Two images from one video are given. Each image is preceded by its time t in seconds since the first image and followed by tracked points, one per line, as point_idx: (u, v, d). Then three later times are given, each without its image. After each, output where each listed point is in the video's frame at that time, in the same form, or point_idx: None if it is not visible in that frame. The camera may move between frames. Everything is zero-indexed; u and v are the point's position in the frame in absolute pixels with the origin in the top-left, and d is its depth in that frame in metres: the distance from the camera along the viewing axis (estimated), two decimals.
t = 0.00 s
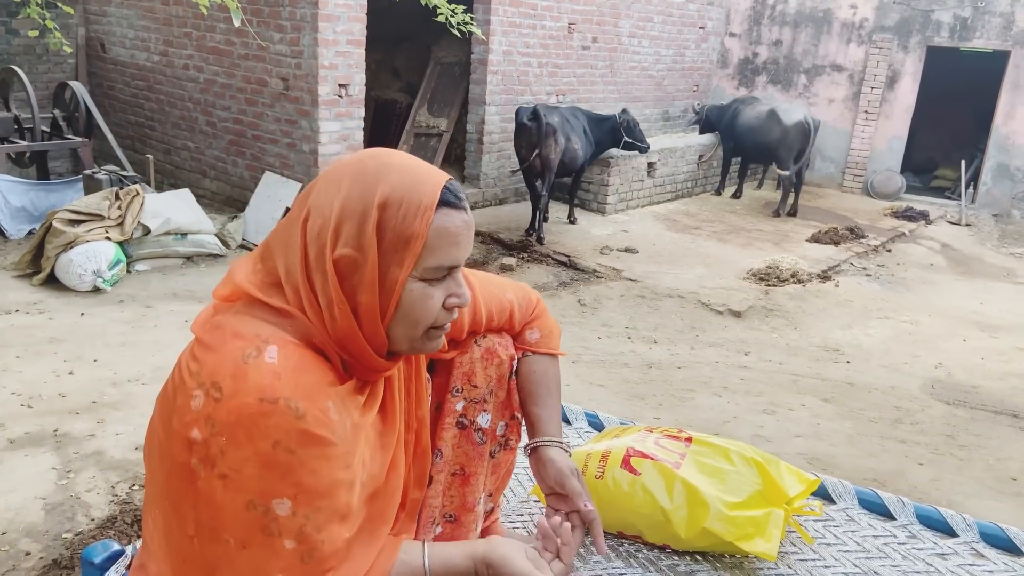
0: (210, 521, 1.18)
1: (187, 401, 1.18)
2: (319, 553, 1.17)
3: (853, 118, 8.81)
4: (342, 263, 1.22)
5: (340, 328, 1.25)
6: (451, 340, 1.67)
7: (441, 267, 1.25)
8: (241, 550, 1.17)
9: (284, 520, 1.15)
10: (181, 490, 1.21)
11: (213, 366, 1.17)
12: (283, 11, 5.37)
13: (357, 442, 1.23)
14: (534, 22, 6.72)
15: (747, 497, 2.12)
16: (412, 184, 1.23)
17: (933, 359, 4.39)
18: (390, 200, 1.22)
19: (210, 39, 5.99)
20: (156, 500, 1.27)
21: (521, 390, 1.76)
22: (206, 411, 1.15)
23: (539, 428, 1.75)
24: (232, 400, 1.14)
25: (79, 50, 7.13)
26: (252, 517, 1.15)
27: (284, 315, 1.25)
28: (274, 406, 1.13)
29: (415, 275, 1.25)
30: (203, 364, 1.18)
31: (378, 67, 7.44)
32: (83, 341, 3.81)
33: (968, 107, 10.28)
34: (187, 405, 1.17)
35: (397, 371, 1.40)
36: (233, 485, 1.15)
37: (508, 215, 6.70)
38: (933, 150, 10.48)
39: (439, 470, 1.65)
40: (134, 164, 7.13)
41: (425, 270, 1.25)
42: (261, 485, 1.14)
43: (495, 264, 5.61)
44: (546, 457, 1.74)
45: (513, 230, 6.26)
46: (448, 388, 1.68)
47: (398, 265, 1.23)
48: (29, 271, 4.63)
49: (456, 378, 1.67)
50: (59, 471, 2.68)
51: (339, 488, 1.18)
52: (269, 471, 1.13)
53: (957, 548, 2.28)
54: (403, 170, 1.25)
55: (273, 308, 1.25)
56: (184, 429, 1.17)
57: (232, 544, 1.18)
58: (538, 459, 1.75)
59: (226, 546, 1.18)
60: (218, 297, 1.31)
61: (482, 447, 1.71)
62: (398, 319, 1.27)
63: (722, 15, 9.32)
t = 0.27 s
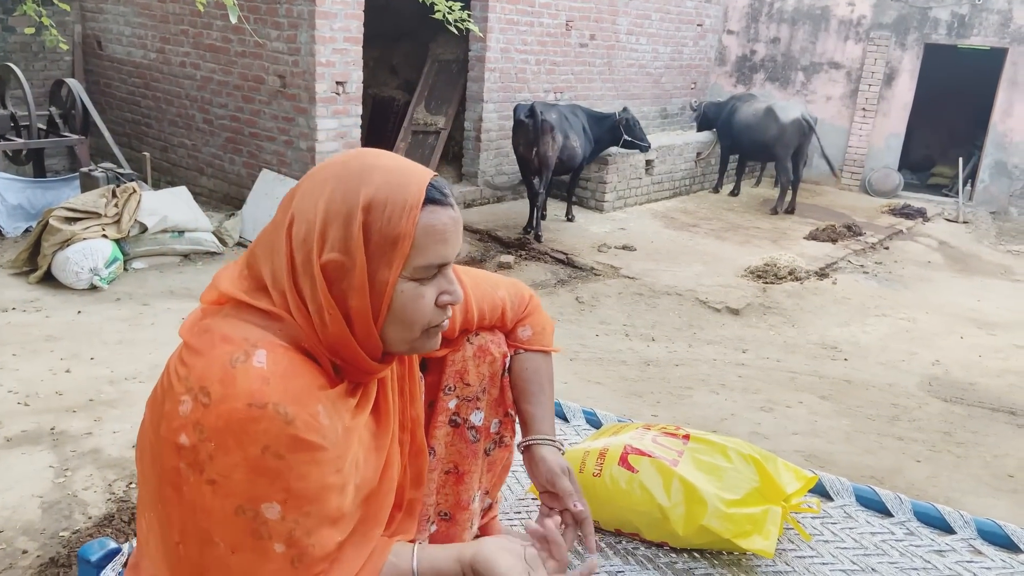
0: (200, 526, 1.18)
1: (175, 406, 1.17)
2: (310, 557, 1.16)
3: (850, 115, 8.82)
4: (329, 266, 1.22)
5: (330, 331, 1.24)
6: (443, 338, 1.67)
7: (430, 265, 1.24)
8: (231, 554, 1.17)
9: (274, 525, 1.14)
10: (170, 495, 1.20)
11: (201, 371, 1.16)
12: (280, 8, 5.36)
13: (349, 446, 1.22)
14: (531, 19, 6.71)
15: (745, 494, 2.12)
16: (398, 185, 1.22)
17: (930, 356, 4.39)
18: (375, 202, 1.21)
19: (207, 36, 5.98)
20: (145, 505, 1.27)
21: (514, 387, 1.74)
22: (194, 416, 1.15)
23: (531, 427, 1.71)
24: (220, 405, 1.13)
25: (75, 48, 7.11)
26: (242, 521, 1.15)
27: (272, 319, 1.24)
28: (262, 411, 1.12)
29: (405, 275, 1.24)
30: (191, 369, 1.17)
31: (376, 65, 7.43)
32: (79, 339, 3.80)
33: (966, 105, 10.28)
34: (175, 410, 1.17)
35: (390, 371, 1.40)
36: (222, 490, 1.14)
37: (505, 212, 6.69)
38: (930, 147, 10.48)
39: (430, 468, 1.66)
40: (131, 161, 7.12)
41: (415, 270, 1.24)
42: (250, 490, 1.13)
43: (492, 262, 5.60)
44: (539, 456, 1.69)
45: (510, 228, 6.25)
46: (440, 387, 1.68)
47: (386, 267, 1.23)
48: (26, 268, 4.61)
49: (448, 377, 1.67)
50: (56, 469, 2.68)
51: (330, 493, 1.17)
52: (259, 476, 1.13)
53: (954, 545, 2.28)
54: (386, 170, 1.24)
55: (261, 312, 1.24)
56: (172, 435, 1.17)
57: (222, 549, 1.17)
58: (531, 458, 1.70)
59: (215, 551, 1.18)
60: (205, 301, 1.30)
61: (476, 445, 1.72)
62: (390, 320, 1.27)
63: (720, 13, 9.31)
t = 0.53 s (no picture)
0: (188, 520, 1.18)
1: (157, 402, 1.18)
2: (299, 546, 1.16)
3: (848, 113, 8.82)
4: (303, 252, 1.22)
5: (308, 319, 1.25)
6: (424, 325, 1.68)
7: (403, 245, 1.25)
8: (221, 549, 1.17)
9: (260, 515, 1.14)
10: (157, 492, 1.21)
11: (181, 365, 1.16)
12: (278, 6, 5.35)
13: (332, 433, 1.22)
14: (530, 17, 6.70)
15: (744, 492, 2.12)
16: (364, 167, 1.23)
17: (928, 354, 4.40)
18: (343, 185, 1.21)
19: (204, 33, 5.96)
20: (133, 506, 1.27)
21: (500, 373, 1.76)
22: (176, 410, 1.15)
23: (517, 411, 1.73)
24: (202, 397, 1.14)
25: (73, 45, 7.10)
26: (229, 513, 1.15)
27: (250, 310, 1.24)
28: (243, 401, 1.13)
29: (379, 256, 1.25)
30: (171, 364, 1.18)
31: (374, 62, 7.42)
32: (77, 337, 3.79)
33: (964, 103, 10.29)
34: (158, 405, 1.17)
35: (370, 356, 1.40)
36: (208, 483, 1.15)
37: (503, 210, 6.69)
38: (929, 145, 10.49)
39: (420, 457, 1.66)
40: (128, 159, 7.10)
41: (388, 250, 1.25)
42: (235, 480, 1.14)
43: (491, 260, 5.60)
44: (528, 439, 1.70)
45: (509, 226, 6.25)
46: (424, 375, 1.68)
47: (359, 249, 1.23)
48: (23, 267, 4.60)
49: (431, 366, 1.68)
50: (53, 468, 2.67)
51: (314, 480, 1.17)
52: (242, 466, 1.13)
53: (954, 543, 2.28)
54: (351, 153, 1.24)
55: (239, 304, 1.25)
56: (156, 430, 1.17)
57: (212, 542, 1.18)
58: (520, 442, 1.70)
59: (205, 545, 1.18)
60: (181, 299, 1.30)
61: (464, 432, 1.71)
62: (366, 303, 1.27)
63: (718, 11, 9.31)
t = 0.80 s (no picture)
0: (184, 513, 1.19)
1: (149, 395, 1.19)
2: (297, 529, 1.17)
3: (847, 113, 8.82)
4: (284, 236, 1.25)
5: (292, 302, 1.29)
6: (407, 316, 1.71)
7: (381, 222, 1.29)
8: (218, 538, 1.17)
9: (256, 500, 1.15)
10: (151, 488, 1.22)
11: (171, 357, 1.18)
12: (277, 5, 5.35)
13: (321, 414, 1.24)
14: (529, 16, 6.70)
15: (745, 492, 2.11)
16: (338, 148, 1.26)
17: (926, 354, 4.40)
18: (319, 166, 1.24)
19: (204, 32, 5.95)
20: (130, 508, 1.27)
21: (485, 361, 1.79)
22: (169, 401, 1.17)
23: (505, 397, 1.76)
24: (194, 385, 1.15)
25: (71, 43, 7.09)
26: (225, 501, 1.16)
27: (235, 300, 1.27)
28: (234, 386, 1.15)
29: (359, 233, 1.28)
30: (161, 356, 1.19)
31: (374, 61, 7.41)
32: (76, 336, 3.79)
33: (962, 102, 10.30)
34: (151, 398, 1.19)
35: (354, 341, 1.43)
36: (202, 472, 1.16)
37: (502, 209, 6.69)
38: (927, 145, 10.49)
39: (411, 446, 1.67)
40: (127, 158, 7.09)
41: (368, 227, 1.28)
42: (228, 468, 1.15)
43: (490, 259, 5.59)
44: (513, 425, 1.75)
45: (508, 225, 6.25)
46: (410, 365, 1.71)
47: (339, 229, 1.26)
48: (22, 265, 4.59)
49: (417, 356, 1.70)
50: (52, 467, 2.67)
51: (307, 462, 1.19)
52: (236, 452, 1.15)
53: (954, 542, 2.29)
54: (323, 136, 1.26)
55: (224, 294, 1.27)
56: (149, 422, 1.19)
57: (209, 532, 1.18)
58: (505, 428, 1.76)
59: (202, 536, 1.18)
60: (165, 296, 1.31)
61: (453, 420, 1.72)
62: (350, 281, 1.31)
63: (717, 10, 9.32)
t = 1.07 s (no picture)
0: (178, 502, 1.19)
1: (139, 385, 1.20)
2: (290, 511, 1.18)
3: (847, 113, 8.82)
4: (269, 222, 1.26)
5: (278, 286, 1.30)
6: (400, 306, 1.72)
7: (364, 204, 1.31)
8: (214, 525, 1.17)
9: (247, 484, 1.16)
10: (145, 480, 1.22)
11: (159, 346, 1.19)
12: (277, 4, 5.35)
13: (308, 398, 1.26)
14: (529, 15, 6.70)
15: (745, 492, 2.11)
16: (317, 133, 1.27)
17: (926, 354, 4.40)
18: (300, 152, 1.26)
19: (204, 31, 5.95)
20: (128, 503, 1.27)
21: (479, 351, 1.79)
22: (158, 388, 1.18)
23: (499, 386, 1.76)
24: (179, 372, 1.16)
25: (71, 42, 7.09)
26: (216, 487, 1.16)
27: (222, 288, 1.28)
28: (219, 371, 1.17)
29: (343, 217, 1.30)
30: (149, 346, 1.21)
31: (373, 61, 7.41)
32: (76, 335, 3.78)
33: (962, 103, 10.31)
34: (140, 387, 1.20)
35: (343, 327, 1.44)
36: (192, 458, 1.16)
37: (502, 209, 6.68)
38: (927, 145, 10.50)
39: (408, 436, 1.63)
40: (127, 157, 7.09)
41: (351, 211, 1.30)
42: (217, 453, 1.16)
43: (490, 258, 5.59)
44: (505, 413, 1.74)
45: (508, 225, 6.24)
46: (405, 357, 1.69)
47: (322, 212, 1.28)
48: (21, 264, 4.59)
49: (412, 346, 1.69)
50: (51, 466, 2.67)
51: (296, 445, 1.20)
52: (224, 437, 1.16)
53: (954, 542, 2.29)
54: (302, 122, 1.28)
55: (211, 283, 1.28)
56: (139, 411, 1.20)
57: (204, 521, 1.18)
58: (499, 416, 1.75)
59: (197, 525, 1.19)
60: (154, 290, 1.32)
61: (450, 410, 1.70)
62: (335, 264, 1.33)
63: (717, 10, 9.33)
